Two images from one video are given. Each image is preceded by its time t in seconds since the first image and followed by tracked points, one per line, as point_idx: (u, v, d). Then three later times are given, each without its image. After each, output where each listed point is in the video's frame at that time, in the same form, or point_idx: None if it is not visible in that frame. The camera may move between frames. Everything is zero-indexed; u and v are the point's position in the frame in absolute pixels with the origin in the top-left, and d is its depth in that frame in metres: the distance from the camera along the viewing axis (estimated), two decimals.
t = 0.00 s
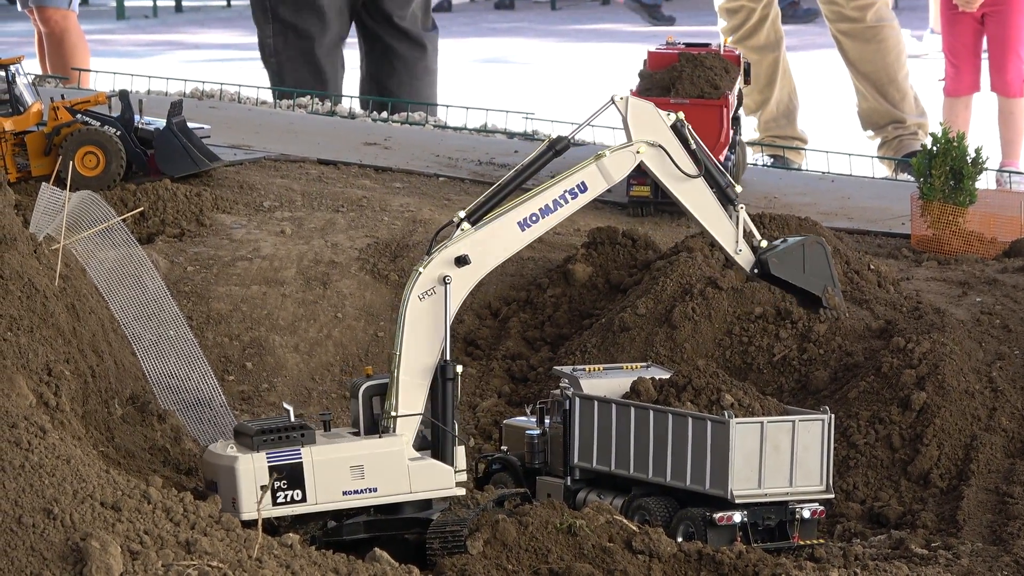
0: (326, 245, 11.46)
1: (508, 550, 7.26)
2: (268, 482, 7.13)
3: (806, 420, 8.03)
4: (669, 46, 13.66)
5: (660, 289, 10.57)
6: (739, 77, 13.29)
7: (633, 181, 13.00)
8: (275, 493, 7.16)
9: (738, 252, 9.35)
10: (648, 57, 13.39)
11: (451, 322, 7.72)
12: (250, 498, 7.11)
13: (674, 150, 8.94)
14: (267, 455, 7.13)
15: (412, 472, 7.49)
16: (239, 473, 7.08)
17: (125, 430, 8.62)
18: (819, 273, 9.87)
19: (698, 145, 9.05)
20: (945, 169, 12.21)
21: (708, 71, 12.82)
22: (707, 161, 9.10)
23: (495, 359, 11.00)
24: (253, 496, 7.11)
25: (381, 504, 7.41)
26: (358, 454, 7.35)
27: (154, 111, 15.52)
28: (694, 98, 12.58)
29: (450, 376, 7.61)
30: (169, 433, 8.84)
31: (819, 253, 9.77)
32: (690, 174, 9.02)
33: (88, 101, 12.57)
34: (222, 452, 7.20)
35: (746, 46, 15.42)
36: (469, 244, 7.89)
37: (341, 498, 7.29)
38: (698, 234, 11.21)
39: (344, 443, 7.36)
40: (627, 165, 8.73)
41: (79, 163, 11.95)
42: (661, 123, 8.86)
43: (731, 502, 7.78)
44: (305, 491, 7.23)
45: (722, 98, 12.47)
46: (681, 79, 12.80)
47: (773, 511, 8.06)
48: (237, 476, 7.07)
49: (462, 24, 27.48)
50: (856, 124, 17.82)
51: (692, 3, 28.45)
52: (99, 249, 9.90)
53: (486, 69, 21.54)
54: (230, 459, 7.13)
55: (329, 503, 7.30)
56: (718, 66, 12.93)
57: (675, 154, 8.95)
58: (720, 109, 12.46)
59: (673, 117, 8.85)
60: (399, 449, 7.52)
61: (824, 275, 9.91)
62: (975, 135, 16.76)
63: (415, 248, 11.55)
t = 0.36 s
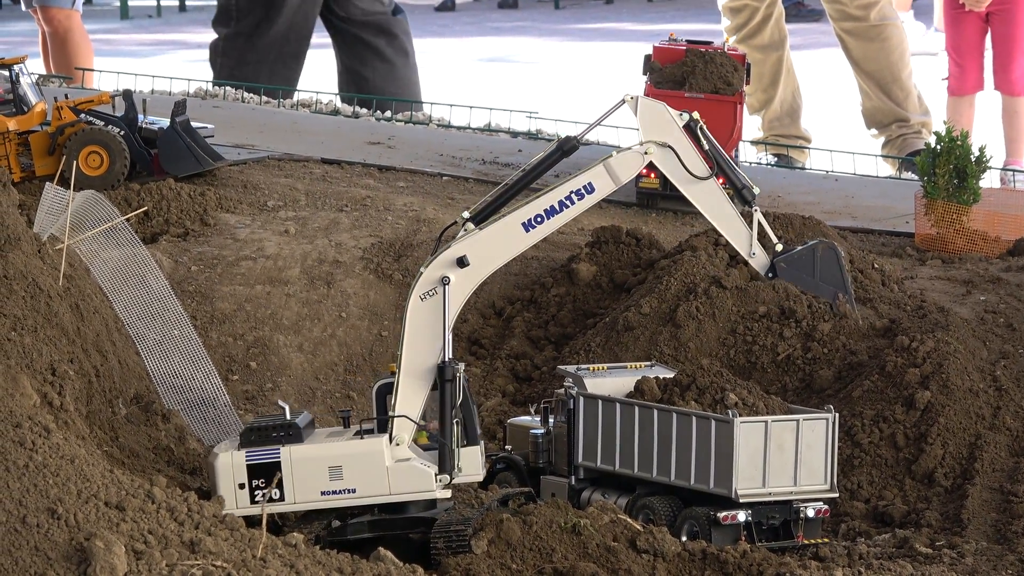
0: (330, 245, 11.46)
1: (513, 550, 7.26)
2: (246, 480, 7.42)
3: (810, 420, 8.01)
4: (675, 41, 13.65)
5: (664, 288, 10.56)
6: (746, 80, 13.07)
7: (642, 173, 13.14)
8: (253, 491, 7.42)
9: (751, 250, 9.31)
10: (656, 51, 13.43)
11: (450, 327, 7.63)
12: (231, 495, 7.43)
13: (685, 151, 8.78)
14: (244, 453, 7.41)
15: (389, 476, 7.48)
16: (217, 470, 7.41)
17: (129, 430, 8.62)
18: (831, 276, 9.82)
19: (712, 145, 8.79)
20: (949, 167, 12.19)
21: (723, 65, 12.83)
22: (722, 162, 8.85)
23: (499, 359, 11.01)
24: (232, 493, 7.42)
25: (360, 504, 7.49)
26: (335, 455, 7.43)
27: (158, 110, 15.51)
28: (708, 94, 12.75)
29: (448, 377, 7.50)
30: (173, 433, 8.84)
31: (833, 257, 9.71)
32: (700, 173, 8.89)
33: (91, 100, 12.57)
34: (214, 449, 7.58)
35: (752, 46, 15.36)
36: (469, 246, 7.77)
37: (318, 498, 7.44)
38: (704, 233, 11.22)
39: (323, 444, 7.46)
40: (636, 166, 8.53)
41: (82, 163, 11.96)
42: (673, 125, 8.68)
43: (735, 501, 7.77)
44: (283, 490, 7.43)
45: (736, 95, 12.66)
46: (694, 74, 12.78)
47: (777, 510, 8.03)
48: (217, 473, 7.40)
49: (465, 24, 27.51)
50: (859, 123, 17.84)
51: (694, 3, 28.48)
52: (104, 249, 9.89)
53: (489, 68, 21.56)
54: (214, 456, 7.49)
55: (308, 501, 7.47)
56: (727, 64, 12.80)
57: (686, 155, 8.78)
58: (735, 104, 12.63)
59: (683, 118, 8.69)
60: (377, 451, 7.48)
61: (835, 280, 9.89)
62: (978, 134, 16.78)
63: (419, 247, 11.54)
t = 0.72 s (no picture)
0: (333, 243, 11.47)
1: (515, 549, 7.26)
2: (235, 475, 7.52)
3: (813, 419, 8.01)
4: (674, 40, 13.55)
5: (666, 287, 10.57)
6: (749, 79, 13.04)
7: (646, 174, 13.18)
8: (241, 486, 7.51)
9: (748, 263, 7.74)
10: (657, 51, 13.30)
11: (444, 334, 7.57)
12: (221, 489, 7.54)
13: (674, 152, 7.76)
14: (234, 448, 7.52)
15: (367, 475, 7.42)
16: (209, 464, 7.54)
17: (131, 428, 8.62)
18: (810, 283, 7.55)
19: (700, 146, 7.81)
20: (952, 166, 12.17)
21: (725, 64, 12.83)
22: (711, 164, 7.81)
23: (501, 357, 11.02)
24: (223, 487, 7.53)
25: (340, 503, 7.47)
26: (316, 453, 7.43)
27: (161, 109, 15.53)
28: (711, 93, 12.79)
29: (439, 378, 7.49)
30: (175, 431, 8.84)
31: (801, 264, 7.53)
32: (686, 178, 7.77)
33: (94, 99, 12.58)
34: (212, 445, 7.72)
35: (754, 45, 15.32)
36: (464, 245, 7.57)
37: (300, 495, 7.46)
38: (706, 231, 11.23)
39: (305, 442, 7.48)
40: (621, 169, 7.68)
41: (85, 162, 11.97)
42: (659, 123, 7.74)
43: (737, 499, 7.76)
44: (268, 486, 7.49)
45: (739, 93, 12.66)
46: (697, 72, 12.76)
47: (779, 509, 8.03)
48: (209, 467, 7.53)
49: (468, 23, 27.53)
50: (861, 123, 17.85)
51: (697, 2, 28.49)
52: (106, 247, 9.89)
53: (492, 67, 21.58)
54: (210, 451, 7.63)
55: (291, 498, 7.49)
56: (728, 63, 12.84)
57: (672, 157, 7.76)
58: (737, 103, 12.63)
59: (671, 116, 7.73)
60: (357, 450, 7.44)
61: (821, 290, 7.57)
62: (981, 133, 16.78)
63: (422, 246, 11.54)
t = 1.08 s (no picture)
0: (335, 245, 11.46)
1: (517, 550, 7.25)
2: (236, 472, 7.64)
3: (815, 420, 8.00)
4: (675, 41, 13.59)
5: (667, 287, 10.57)
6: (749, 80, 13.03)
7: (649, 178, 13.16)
8: (241, 483, 7.64)
9: (696, 272, 7.03)
10: (657, 52, 13.30)
11: (434, 338, 7.51)
12: (224, 485, 7.68)
13: (634, 159, 7.14)
14: (236, 446, 7.65)
15: (349, 476, 7.46)
16: (215, 461, 7.69)
17: (133, 429, 8.62)
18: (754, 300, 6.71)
19: (660, 152, 7.14)
20: (954, 168, 12.18)
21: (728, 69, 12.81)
22: (670, 170, 7.13)
23: (503, 358, 11.03)
24: (226, 483, 7.67)
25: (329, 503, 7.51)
26: (301, 454, 7.50)
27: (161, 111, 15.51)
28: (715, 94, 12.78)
29: (428, 382, 7.31)
30: (177, 432, 8.84)
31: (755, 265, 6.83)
32: (645, 186, 7.14)
33: (96, 100, 12.57)
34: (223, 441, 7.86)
35: (755, 47, 15.31)
36: (452, 248, 7.39)
37: (293, 494, 7.55)
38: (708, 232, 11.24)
39: (298, 441, 7.55)
40: (586, 178, 7.24)
41: (87, 163, 11.98)
42: (621, 130, 7.13)
43: (739, 501, 7.75)
44: (265, 484, 7.60)
45: (742, 96, 12.70)
46: (699, 75, 12.80)
47: (781, 511, 8.01)
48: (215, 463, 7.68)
49: (470, 23, 27.54)
50: (862, 124, 17.86)
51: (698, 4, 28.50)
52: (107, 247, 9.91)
53: (494, 68, 21.60)
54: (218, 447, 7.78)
55: (282, 496, 7.61)
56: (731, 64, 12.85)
57: (630, 164, 7.15)
58: (740, 105, 12.68)
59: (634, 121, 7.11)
60: (345, 450, 7.48)
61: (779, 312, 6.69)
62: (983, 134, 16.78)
63: (424, 247, 11.54)
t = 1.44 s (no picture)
0: (336, 245, 11.46)
1: (518, 550, 7.24)
2: (243, 468, 7.74)
3: (816, 420, 8.00)
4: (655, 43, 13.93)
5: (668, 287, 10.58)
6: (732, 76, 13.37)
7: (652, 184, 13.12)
8: (248, 480, 7.73)
9: (653, 276, 7.23)
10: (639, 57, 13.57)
11: (425, 345, 7.41)
12: (235, 480, 7.79)
13: (593, 166, 7.24)
14: (245, 442, 7.74)
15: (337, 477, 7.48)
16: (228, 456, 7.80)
17: (134, 429, 8.62)
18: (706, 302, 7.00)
19: (617, 158, 7.22)
20: (955, 168, 12.19)
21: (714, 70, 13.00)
22: (628, 175, 7.25)
23: (504, 358, 11.05)
24: (235, 479, 7.78)
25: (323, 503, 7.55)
26: (296, 453, 7.56)
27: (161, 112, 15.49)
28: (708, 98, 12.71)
29: (420, 383, 7.32)
30: (178, 432, 8.84)
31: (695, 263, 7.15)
32: (604, 193, 7.27)
33: (98, 100, 12.54)
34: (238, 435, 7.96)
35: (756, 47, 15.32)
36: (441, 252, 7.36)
37: (291, 493, 7.60)
38: (708, 233, 11.25)
39: (296, 440, 7.59)
40: (553, 187, 7.15)
41: (88, 163, 11.99)
42: (580, 137, 7.24)
43: (740, 501, 7.76)
44: (269, 481, 7.67)
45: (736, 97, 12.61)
46: (690, 80, 12.86)
47: (782, 511, 8.01)
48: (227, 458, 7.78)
49: (471, 24, 27.54)
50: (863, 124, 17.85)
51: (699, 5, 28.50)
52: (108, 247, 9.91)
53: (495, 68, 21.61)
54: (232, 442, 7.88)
55: (282, 494, 7.67)
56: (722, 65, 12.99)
57: (591, 171, 7.24)
58: (734, 107, 12.59)
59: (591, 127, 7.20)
60: (338, 452, 7.49)
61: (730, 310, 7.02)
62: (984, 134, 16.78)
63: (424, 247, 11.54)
